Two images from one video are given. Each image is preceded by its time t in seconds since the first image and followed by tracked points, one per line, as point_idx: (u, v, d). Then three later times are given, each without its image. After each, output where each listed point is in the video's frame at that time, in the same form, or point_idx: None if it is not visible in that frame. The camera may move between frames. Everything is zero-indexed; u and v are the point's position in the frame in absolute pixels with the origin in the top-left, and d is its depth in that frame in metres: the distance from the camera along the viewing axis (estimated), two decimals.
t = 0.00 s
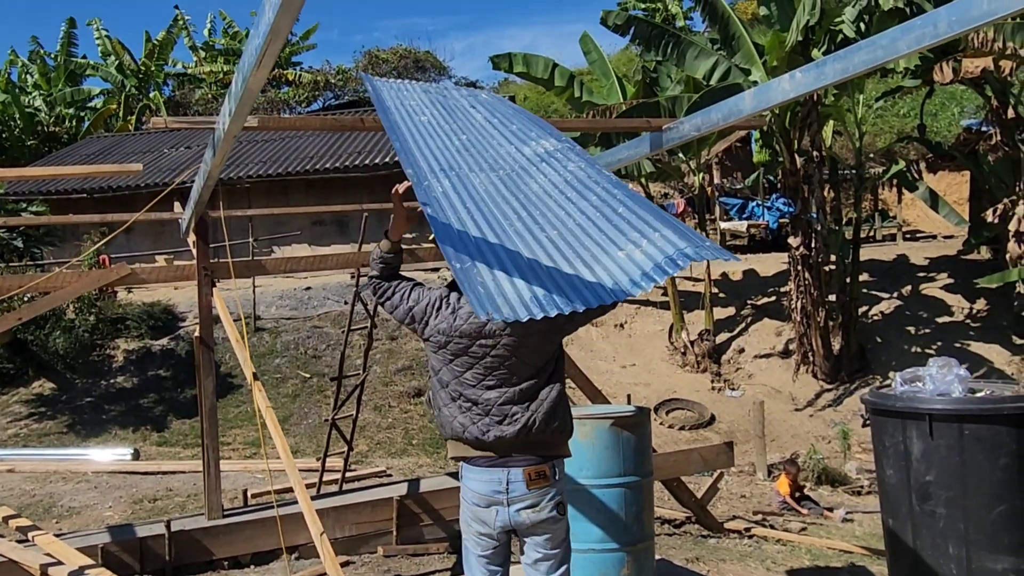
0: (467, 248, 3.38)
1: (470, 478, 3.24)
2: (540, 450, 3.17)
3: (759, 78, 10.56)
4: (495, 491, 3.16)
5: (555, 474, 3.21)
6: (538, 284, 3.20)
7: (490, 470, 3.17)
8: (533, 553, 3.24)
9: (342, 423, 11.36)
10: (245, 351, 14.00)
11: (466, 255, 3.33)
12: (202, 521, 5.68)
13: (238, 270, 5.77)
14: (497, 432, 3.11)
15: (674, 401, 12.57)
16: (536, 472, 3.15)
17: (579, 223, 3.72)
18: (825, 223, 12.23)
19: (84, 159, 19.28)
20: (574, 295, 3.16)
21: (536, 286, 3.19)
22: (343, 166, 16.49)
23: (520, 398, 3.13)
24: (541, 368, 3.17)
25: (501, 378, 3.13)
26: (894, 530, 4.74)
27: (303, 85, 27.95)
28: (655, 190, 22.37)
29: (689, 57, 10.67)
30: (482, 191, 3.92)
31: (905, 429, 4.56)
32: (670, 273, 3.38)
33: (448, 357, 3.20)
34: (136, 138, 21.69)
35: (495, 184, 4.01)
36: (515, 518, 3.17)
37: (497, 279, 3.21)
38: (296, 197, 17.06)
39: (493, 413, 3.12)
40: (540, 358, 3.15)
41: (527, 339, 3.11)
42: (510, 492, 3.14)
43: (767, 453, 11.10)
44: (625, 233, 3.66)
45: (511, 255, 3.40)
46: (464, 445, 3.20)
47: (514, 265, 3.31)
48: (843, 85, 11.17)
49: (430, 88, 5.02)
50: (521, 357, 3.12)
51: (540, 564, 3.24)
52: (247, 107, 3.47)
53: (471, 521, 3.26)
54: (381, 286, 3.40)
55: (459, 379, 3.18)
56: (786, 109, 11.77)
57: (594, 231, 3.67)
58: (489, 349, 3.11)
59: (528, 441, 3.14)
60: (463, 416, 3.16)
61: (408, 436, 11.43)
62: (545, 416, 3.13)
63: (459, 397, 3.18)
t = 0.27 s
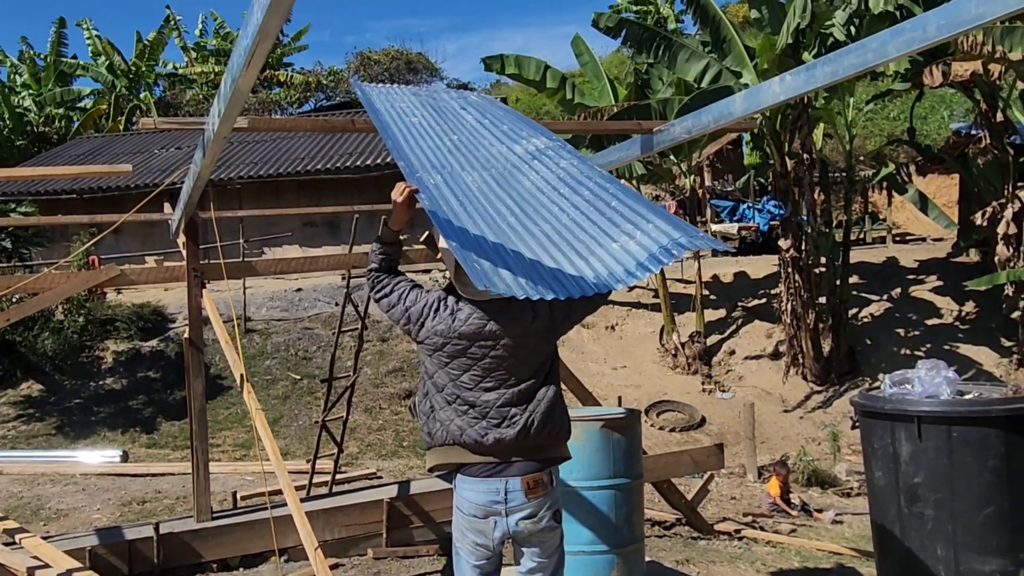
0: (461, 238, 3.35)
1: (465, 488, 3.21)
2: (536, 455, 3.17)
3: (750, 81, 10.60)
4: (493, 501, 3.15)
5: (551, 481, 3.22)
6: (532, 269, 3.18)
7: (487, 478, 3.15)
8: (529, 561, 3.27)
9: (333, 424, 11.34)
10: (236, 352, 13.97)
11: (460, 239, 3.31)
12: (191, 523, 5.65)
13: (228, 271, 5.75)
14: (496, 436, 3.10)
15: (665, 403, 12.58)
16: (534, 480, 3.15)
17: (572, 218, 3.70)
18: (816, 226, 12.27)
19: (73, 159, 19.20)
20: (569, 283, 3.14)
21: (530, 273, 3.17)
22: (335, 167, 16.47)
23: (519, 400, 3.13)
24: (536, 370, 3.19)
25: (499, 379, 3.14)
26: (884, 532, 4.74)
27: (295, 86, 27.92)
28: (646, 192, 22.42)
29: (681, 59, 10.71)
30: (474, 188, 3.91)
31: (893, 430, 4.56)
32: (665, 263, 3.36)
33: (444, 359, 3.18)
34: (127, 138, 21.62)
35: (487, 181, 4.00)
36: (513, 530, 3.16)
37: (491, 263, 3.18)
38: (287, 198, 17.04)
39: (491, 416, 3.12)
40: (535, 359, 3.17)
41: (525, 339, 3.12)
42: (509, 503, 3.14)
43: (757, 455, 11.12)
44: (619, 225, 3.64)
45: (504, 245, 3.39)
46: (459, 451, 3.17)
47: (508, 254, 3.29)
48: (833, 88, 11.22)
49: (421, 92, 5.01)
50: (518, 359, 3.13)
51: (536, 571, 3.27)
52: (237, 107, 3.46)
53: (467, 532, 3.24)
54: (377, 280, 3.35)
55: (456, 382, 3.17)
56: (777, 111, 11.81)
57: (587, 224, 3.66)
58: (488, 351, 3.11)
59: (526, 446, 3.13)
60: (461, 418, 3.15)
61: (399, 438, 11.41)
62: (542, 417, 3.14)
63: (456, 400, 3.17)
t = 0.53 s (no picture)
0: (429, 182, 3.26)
1: (448, 491, 3.17)
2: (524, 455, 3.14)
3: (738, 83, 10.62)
4: (475, 504, 3.10)
5: (534, 486, 3.18)
6: (501, 214, 3.11)
7: (472, 479, 3.12)
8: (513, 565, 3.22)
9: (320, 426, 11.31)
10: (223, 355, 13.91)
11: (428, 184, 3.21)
12: (176, 527, 5.61)
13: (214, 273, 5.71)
14: (486, 431, 3.08)
15: (654, 404, 12.58)
16: (516, 484, 3.11)
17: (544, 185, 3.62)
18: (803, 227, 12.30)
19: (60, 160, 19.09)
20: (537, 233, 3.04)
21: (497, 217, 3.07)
22: (323, 168, 16.43)
23: (509, 396, 3.13)
24: (524, 367, 3.19)
25: (489, 375, 3.13)
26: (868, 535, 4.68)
27: (283, 87, 27.88)
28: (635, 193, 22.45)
29: (669, 61, 10.72)
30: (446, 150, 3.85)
31: (879, 433, 4.51)
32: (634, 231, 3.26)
33: (433, 357, 3.17)
34: (113, 139, 21.52)
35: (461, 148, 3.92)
36: (496, 533, 3.11)
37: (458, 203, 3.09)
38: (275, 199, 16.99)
39: (481, 411, 3.10)
40: (523, 355, 3.18)
41: (515, 333, 3.13)
42: (491, 505, 3.09)
43: (745, 456, 11.14)
44: (585, 188, 3.63)
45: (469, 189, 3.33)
46: (447, 449, 3.14)
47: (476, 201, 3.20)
48: (820, 90, 11.26)
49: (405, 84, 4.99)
50: (507, 355, 3.14)
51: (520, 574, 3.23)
52: (220, 109, 3.44)
53: (450, 536, 3.20)
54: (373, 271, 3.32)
55: (445, 379, 3.16)
56: (765, 113, 11.86)
57: (551, 184, 3.63)
58: (478, 346, 3.10)
59: (515, 442, 3.12)
60: (451, 415, 3.12)
61: (387, 439, 11.39)
62: (532, 413, 3.13)
63: (446, 397, 3.15)
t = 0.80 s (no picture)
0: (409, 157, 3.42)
1: (428, 474, 3.28)
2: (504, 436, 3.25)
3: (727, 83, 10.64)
4: (453, 486, 3.21)
5: (512, 470, 3.25)
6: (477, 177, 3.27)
7: (452, 461, 3.21)
8: (491, 552, 3.26)
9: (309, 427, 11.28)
10: (211, 356, 13.87)
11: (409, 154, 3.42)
12: (163, 529, 5.57)
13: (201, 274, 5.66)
14: (470, 412, 3.16)
15: (643, 404, 12.59)
16: (493, 467, 3.20)
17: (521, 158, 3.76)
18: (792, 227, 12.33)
19: (46, 161, 18.98)
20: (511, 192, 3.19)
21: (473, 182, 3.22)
22: (312, 168, 16.40)
23: (491, 379, 3.21)
24: (505, 351, 3.28)
25: (471, 359, 3.21)
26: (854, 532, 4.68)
27: (271, 87, 27.79)
28: (626, 193, 22.46)
29: (657, 61, 10.73)
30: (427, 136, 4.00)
31: (866, 431, 4.52)
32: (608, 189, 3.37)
33: (418, 342, 3.26)
34: (100, 140, 21.42)
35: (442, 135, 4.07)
36: (471, 515, 3.20)
37: (438, 169, 3.30)
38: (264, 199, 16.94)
39: (464, 393, 3.18)
40: (503, 339, 3.27)
41: (496, 318, 3.23)
42: (467, 486, 3.19)
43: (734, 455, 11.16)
44: (552, 147, 3.87)
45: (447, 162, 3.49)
46: (433, 430, 3.23)
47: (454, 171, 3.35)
48: (808, 90, 11.28)
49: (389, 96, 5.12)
50: (488, 339, 3.23)
51: (499, 561, 3.26)
52: (205, 109, 3.43)
53: (431, 518, 3.30)
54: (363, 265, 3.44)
55: (430, 364, 3.24)
56: (754, 113, 11.88)
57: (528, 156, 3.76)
58: (460, 332, 3.19)
59: (497, 422, 3.21)
60: (435, 398, 3.21)
61: (376, 440, 11.36)
62: (513, 395, 3.23)
63: (430, 379, 3.23)
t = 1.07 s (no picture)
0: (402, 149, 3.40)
1: (417, 471, 3.32)
2: (485, 442, 3.24)
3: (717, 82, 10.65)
4: (439, 482, 3.23)
5: (499, 468, 3.25)
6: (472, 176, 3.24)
7: (438, 459, 3.24)
8: (481, 547, 3.26)
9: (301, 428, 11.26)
10: (202, 357, 13.83)
11: (403, 146, 3.42)
12: (154, 531, 5.54)
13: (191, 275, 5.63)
14: (445, 418, 3.19)
15: (635, 403, 12.60)
16: (479, 464, 3.21)
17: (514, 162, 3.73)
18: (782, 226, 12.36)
19: (35, 162, 18.88)
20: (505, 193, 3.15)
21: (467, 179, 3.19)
22: (303, 168, 16.36)
23: (470, 389, 3.20)
24: (489, 364, 3.26)
25: (450, 367, 3.22)
26: (846, 529, 4.68)
27: (262, 87, 27.73)
28: (617, 192, 22.50)
29: (648, 61, 10.74)
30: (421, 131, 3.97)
31: (856, 428, 4.52)
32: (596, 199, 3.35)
33: (403, 343, 3.31)
34: (89, 141, 21.32)
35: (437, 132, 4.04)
36: (458, 510, 3.22)
37: (432, 160, 3.33)
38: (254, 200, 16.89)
39: (442, 398, 3.20)
40: (486, 353, 3.24)
41: (476, 331, 3.20)
42: (453, 483, 3.21)
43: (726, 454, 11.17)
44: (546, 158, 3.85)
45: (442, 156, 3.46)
46: (415, 427, 3.29)
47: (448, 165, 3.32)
48: (798, 88, 11.31)
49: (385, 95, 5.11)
50: (469, 351, 3.22)
51: (488, 557, 3.25)
52: (193, 109, 3.41)
53: (421, 515, 3.33)
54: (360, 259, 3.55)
55: (413, 366, 3.29)
56: (744, 112, 11.91)
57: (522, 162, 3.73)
58: (439, 340, 3.20)
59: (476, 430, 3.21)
60: (416, 399, 3.25)
61: (368, 441, 11.34)
62: (493, 408, 3.20)
63: (413, 381, 3.28)
